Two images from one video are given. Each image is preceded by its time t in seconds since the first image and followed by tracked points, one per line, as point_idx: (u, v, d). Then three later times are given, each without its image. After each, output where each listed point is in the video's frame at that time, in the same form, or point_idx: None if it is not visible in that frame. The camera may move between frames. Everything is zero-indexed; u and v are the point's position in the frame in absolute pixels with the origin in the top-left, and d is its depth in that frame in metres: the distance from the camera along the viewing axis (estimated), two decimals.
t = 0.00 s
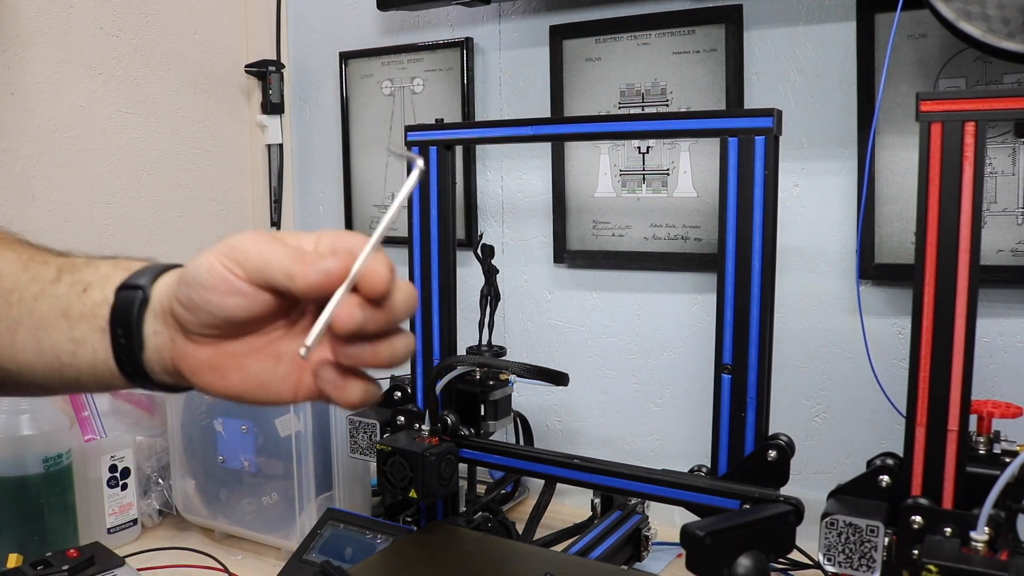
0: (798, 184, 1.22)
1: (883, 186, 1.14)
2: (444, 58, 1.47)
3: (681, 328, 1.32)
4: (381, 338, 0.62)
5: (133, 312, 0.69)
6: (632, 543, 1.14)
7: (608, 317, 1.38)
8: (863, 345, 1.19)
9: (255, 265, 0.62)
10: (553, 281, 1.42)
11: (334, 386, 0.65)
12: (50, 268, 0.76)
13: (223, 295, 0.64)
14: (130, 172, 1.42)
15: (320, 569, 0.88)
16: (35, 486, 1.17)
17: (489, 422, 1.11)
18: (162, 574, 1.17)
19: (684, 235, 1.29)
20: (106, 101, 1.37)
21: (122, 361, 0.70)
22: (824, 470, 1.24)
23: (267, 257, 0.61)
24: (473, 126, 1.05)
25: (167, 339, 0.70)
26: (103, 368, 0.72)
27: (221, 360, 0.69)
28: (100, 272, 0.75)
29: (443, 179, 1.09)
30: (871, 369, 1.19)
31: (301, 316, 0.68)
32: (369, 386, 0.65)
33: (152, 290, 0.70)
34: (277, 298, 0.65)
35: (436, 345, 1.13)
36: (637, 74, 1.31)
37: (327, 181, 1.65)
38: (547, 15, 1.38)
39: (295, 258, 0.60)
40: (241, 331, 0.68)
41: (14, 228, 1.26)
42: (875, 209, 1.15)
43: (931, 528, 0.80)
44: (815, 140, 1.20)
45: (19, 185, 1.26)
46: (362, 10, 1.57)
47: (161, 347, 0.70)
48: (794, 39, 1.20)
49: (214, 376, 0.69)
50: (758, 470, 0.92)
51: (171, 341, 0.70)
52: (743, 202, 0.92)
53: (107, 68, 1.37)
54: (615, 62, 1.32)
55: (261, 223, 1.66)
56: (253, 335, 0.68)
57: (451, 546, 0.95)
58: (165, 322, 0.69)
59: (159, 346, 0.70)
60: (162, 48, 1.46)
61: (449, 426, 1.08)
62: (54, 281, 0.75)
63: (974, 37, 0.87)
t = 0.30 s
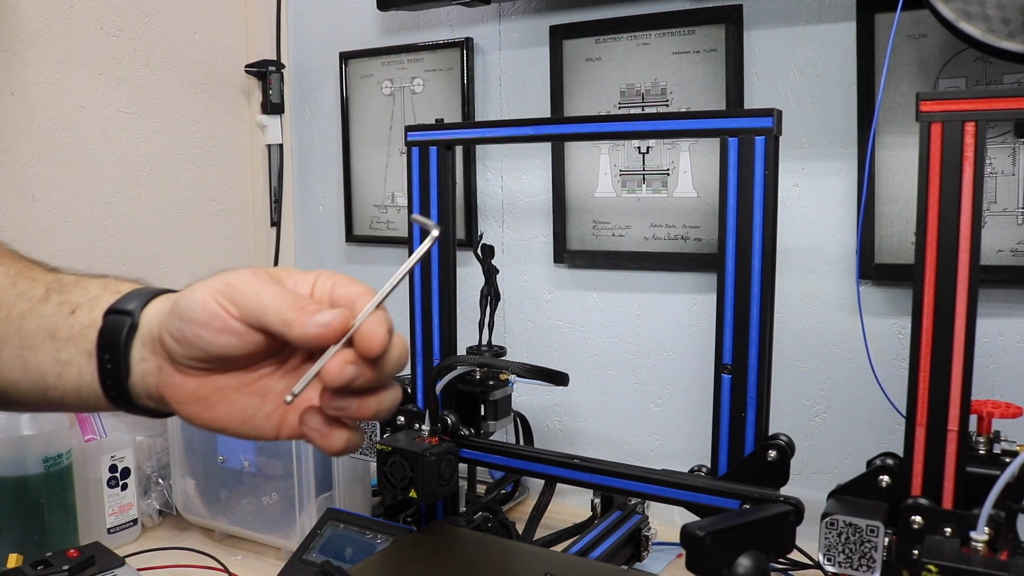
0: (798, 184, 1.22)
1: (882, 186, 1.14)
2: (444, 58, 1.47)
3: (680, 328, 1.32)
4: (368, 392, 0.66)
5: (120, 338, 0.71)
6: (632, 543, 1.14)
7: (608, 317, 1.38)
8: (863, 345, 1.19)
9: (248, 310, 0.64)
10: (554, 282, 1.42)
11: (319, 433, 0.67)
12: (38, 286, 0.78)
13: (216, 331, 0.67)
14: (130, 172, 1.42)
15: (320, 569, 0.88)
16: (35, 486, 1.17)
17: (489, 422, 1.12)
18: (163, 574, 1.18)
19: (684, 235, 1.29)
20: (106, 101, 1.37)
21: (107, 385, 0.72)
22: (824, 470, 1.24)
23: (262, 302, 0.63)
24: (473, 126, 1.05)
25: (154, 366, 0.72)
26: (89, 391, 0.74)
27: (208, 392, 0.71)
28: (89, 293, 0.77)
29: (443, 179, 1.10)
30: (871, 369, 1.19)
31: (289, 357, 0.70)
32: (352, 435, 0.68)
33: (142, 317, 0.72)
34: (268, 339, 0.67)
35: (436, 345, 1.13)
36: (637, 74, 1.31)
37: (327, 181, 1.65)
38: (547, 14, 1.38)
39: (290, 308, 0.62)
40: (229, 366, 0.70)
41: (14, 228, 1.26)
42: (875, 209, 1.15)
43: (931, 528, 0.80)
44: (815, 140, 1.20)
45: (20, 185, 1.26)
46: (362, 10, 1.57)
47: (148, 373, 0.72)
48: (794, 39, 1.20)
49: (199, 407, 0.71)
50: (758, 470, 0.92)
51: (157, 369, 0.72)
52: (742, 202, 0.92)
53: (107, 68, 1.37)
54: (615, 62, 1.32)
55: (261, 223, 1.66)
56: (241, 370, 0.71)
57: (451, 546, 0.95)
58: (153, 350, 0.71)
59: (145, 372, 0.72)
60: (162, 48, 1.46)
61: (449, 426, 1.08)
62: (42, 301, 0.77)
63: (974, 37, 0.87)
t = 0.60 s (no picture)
0: (798, 184, 1.22)
1: (882, 186, 1.14)
2: (444, 58, 1.47)
3: (680, 328, 1.32)
4: (345, 411, 0.66)
5: (104, 349, 0.71)
6: (632, 543, 1.14)
7: (608, 317, 1.38)
8: (863, 346, 1.19)
9: (229, 322, 0.64)
10: (554, 282, 1.42)
11: (297, 447, 0.68)
12: (20, 293, 0.78)
13: (200, 345, 0.67)
14: (130, 172, 1.42)
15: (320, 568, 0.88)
16: (35, 486, 1.17)
17: (489, 422, 1.11)
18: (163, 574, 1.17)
19: (684, 235, 1.29)
20: (106, 101, 1.38)
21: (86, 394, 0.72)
22: (824, 471, 1.24)
23: (245, 313, 0.63)
24: (473, 126, 1.05)
25: (137, 375, 0.72)
26: (70, 400, 0.74)
27: (190, 404, 0.72)
28: (71, 301, 0.77)
29: (443, 179, 1.10)
30: (871, 369, 1.19)
31: (270, 371, 0.71)
32: (330, 449, 0.69)
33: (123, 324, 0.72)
34: (251, 354, 0.68)
35: (436, 345, 1.13)
36: (637, 74, 1.31)
37: (327, 181, 1.65)
38: (547, 15, 1.38)
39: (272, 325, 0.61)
40: (211, 378, 0.71)
41: (14, 228, 1.26)
42: (875, 209, 1.15)
43: (931, 528, 0.80)
44: (815, 140, 1.20)
45: (20, 185, 1.26)
46: (362, 10, 1.57)
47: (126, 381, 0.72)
48: (794, 39, 1.20)
49: (181, 418, 0.72)
50: (758, 470, 0.92)
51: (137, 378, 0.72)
52: (743, 203, 0.92)
53: (107, 68, 1.37)
54: (615, 62, 1.32)
55: (261, 223, 1.66)
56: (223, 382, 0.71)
57: (451, 546, 0.95)
58: (136, 360, 0.72)
59: (128, 382, 0.72)
60: (162, 47, 1.46)
61: (449, 426, 1.08)
62: (24, 308, 0.76)
63: (974, 37, 0.87)
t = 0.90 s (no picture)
0: (798, 184, 1.22)
1: (883, 186, 1.14)
2: (444, 58, 1.47)
3: (680, 328, 1.32)
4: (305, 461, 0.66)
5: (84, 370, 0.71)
6: (632, 544, 1.14)
7: (608, 317, 1.38)
8: (863, 346, 1.19)
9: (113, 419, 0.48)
10: (554, 281, 1.42)
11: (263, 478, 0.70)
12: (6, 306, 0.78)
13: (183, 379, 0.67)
14: (130, 172, 1.41)
15: (320, 568, 0.88)
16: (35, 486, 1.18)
17: (489, 422, 1.11)
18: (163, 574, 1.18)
19: (684, 235, 1.29)
20: (106, 101, 1.37)
21: (4, 428, 0.59)
22: (824, 471, 1.24)
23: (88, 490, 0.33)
24: (473, 126, 1.05)
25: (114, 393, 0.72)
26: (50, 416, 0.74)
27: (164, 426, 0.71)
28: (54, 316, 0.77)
29: (443, 179, 1.10)
30: (871, 369, 1.19)
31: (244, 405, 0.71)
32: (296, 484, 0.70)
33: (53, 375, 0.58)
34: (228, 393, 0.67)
35: (436, 345, 1.13)
36: (637, 74, 1.31)
37: (327, 181, 1.65)
38: (547, 15, 1.38)
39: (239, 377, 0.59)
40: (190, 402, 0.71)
41: (13, 227, 1.25)
42: (875, 209, 1.15)
43: (931, 528, 0.80)
44: (815, 140, 1.20)
45: (20, 185, 1.26)
46: (362, 9, 1.57)
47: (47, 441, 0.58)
48: (794, 39, 1.20)
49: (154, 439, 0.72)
50: (758, 470, 0.92)
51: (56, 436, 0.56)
52: (743, 203, 0.92)
53: (107, 68, 1.37)
54: (615, 62, 1.32)
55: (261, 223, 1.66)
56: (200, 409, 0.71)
57: (451, 547, 0.95)
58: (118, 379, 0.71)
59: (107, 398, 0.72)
60: (162, 47, 1.46)
61: (449, 426, 1.08)
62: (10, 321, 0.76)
63: (974, 37, 0.87)
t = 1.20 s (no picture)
0: (798, 184, 1.22)
1: (882, 186, 1.14)
2: (444, 58, 1.47)
3: (680, 328, 1.32)
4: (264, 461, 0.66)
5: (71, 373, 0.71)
6: (632, 544, 1.14)
7: (608, 317, 1.38)
8: (863, 346, 1.19)
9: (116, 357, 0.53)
10: (554, 281, 1.42)
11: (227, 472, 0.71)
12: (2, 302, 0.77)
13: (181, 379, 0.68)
14: (130, 172, 1.41)
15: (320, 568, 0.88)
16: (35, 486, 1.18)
17: (489, 422, 1.11)
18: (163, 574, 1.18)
19: (684, 235, 1.29)
20: (105, 101, 1.38)
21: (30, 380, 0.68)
22: (824, 471, 1.24)
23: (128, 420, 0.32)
24: (473, 126, 1.05)
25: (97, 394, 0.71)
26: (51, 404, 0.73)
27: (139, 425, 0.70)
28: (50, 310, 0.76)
29: (443, 179, 1.10)
30: (871, 369, 1.19)
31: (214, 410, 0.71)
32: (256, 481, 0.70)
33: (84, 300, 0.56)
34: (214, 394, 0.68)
35: (436, 344, 1.13)
36: (637, 74, 1.31)
37: (327, 181, 1.65)
38: (547, 15, 1.38)
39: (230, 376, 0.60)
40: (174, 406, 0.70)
41: (13, 227, 1.25)
42: (875, 209, 1.15)
43: (931, 528, 0.80)
44: (815, 140, 1.20)
45: (19, 185, 1.26)
46: (362, 10, 1.57)
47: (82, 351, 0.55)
48: (794, 39, 1.20)
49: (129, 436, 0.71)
50: (758, 470, 0.92)
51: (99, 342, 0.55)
52: (742, 202, 0.92)
53: (107, 68, 1.37)
54: (615, 62, 1.32)
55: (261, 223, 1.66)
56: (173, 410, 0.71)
57: (452, 546, 0.95)
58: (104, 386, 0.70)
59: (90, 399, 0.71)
60: (162, 48, 1.46)
61: (449, 426, 1.08)
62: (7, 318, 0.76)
63: (974, 37, 0.87)
